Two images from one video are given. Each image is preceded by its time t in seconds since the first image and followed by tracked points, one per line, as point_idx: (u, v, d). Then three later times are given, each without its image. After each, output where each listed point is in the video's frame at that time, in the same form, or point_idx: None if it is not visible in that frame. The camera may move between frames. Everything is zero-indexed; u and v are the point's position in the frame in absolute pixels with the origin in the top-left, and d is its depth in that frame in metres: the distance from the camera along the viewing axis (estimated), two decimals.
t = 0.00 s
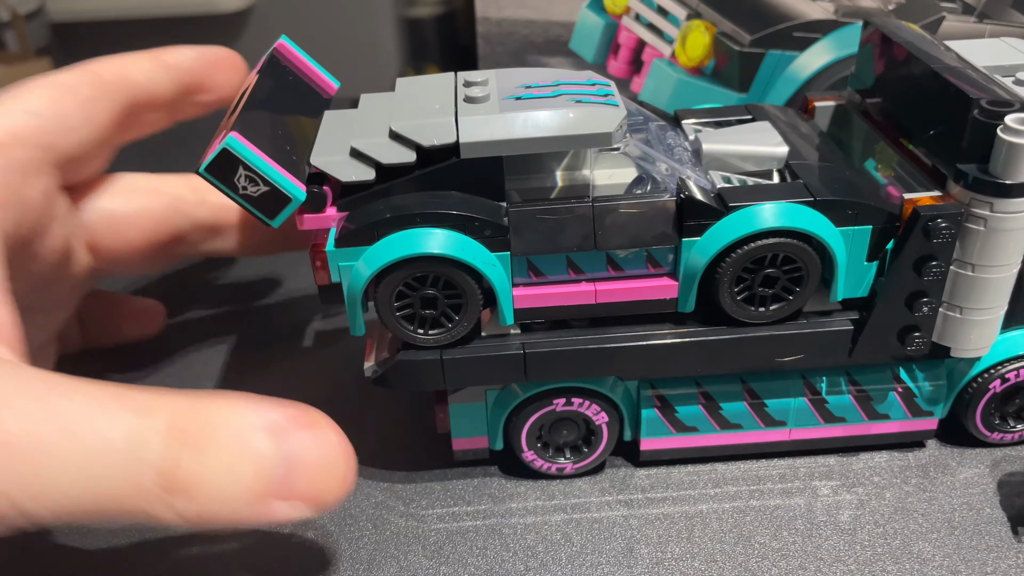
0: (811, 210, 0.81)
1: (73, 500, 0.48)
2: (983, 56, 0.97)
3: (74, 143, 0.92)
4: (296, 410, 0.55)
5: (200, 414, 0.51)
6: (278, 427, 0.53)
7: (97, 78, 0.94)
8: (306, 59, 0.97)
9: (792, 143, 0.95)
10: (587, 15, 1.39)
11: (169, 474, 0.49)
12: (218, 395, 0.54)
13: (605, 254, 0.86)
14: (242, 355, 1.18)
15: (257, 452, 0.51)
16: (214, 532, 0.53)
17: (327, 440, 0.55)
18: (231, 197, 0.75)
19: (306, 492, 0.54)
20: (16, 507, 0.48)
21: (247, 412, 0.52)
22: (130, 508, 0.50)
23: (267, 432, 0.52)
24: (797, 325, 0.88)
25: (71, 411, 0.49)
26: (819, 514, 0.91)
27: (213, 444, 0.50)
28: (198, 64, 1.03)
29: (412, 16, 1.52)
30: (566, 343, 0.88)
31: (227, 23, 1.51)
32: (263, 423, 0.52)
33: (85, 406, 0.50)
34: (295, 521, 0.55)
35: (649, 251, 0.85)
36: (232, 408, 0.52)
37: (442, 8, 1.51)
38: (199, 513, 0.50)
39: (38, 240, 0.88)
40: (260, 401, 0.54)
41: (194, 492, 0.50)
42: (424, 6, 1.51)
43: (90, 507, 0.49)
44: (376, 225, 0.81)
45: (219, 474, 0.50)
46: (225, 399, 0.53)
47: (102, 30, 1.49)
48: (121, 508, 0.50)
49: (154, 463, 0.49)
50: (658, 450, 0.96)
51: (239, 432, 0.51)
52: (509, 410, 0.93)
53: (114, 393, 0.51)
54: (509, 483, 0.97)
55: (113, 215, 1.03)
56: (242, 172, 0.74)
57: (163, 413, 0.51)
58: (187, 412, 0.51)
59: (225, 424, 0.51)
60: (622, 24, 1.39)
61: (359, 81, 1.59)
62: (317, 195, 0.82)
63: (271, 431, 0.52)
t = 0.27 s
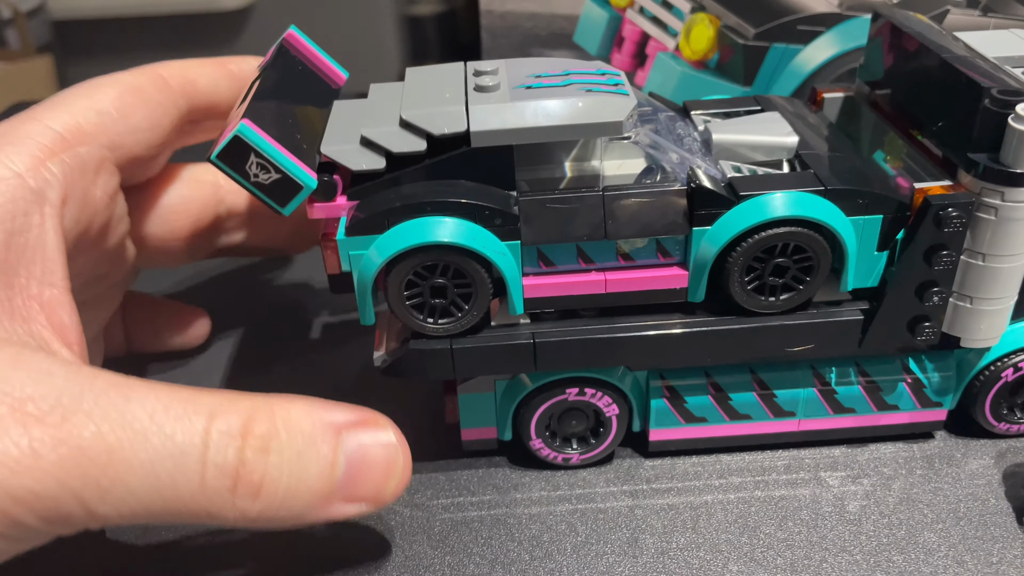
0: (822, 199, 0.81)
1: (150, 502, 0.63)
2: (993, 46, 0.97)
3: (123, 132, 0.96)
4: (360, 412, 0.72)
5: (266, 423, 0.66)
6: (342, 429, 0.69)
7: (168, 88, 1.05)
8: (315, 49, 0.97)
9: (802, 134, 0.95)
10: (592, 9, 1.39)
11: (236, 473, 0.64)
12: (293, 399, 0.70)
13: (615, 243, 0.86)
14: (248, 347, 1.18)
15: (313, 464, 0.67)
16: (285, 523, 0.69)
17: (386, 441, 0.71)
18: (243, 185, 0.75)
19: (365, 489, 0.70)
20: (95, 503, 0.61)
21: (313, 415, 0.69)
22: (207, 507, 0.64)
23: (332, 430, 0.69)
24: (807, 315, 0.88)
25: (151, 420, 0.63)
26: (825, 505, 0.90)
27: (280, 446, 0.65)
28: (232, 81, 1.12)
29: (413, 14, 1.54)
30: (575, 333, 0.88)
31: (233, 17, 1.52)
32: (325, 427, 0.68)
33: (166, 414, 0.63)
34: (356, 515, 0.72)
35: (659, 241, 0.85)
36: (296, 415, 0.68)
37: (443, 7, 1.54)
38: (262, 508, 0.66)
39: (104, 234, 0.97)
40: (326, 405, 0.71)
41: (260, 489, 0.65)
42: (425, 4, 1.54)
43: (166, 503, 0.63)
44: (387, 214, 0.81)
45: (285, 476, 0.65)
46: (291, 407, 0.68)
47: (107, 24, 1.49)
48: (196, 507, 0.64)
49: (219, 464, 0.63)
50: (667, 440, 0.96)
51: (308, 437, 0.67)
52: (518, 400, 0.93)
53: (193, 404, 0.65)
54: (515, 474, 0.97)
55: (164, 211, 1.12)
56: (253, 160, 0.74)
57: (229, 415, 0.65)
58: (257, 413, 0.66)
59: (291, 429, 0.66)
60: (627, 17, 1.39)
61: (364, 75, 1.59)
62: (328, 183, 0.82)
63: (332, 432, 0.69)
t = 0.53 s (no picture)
0: (819, 208, 0.81)
1: (131, 449, 0.61)
2: (992, 54, 0.97)
3: (77, 139, 0.89)
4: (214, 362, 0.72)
5: (195, 368, 0.66)
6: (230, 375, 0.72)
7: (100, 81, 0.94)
8: (309, 53, 0.96)
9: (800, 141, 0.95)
10: (590, 13, 1.39)
11: (208, 404, 0.66)
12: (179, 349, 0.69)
13: (613, 251, 0.86)
14: (245, 352, 1.18)
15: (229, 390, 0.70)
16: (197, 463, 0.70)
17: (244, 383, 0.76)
18: (239, 193, 0.75)
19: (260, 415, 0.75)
20: (73, 455, 0.58)
21: (211, 360, 0.69)
22: (167, 451, 0.63)
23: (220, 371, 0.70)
24: (805, 323, 0.87)
25: (114, 366, 0.61)
26: (823, 514, 0.90)
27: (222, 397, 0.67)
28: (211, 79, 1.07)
29: (415, 15, 1.53)
30: (573, 341, 0.88)
31: (233, 22, 1.52)
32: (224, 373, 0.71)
33: (126, 361, 0.62)
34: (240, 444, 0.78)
35: (657, 249, 0.85)
36: (201, 356, 0.69)
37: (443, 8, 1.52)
38: (202, 439, 0.65)
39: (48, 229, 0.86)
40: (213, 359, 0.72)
41: (221, 420, 0.67)
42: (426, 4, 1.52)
43: (155, 451, 0.62)
44: (384, 222, 0.81)
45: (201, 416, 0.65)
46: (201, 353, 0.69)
47: (104, 29, 1.49)
48: (167, 445, 0.63)
49: (191, 399, 0.65)
50: (665, 448, 0.96)
51: (216, 369, 0.69)
52: (516, 407, 0.93)
53: (145, 351, 0.64)
54: (512, 481, 0.97)
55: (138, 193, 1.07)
56: (249, 168, 0.74)
57: (181, 359, 0.66)
58: (173, 351, 0.66)
59: (209, 366, 0.68)
60: (625, 22, 1.38)
61: (362, 79, 1.59)
62: (325, 191, 0.82)
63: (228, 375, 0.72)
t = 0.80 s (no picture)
0: (828, 196, 0.81)
1: (219, 470, 0.60)
2: (1000, 43, 0.96)
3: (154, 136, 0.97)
4: (405, 363, 0.66)
5: (322, 383, 0.62)
6: (397, 381, 0.64)
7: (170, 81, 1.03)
8: (317, 45, 0.97)
9: (808, 131, 0.94)
10: (596, 4, 1.38)
11: (298, 433, 0.61)
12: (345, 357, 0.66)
13: (619, 240, 0.85)
14: (249, 343, 1.18)
15: (378, 416, 0.62)
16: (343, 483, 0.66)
17: (445, 390, 0.66)
18: (244, 179, 0.74)
19: (428, 438, 0.65)
20: (168, 473, 0.59)
21: (367, 371, 0.64)
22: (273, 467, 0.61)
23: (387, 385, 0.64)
24: (813, 313, 0.87)
25: (212, 388, 0.60)
26: (830, 505, 0.90)
27: (336, 402, 0.62)
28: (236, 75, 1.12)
29: (416, 11, 1.53)
30: (580, 330, 0.87)
31: (237, 16, 1.52)
32: (379, 381, 0.63)
33: (213, 388, 0.60)
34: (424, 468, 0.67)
35: (663, 237, 0.85)
36: (354, 372, 0.63)
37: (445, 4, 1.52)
38: (329, 466, 0.62)
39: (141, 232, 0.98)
40: (379, 359, 0.66)
41: (322, 443, 0.61)
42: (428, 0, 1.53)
43: (239, 471, 0.60)
44: (389, 209, 0.80)
45: (347, 430, 0.62)
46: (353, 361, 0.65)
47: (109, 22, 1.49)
48: (254, 468, 0.61)
49: (282, 426, 0.60)
50: (671, 439, 0.95)
51: (359, 398, 0.62)
52: (520, 397, 0.93)
53: (244, 373, 0.62)
54: (517, 472, 0.96)
55: (196, 206, 1.15)
56: (255, 154, 0.73)
57: (285, 381, 0.62)
58: (310, 376, 0.63)
59: (345, 388, 0.62)
60: (630, 14, 1.40)
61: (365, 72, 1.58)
62: (332, 179, 0.82)
63: (388, 385, 0.64)
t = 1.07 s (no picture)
0: (826, 200, 0.81)
1: (151, 428, 0.60)
2: (999, 47, 0.97)
3: (84, 119, 0.94)
4: (322, 339, 0.70)
5: (248, 348, 0.64)
6: (315, 353, 0.68)
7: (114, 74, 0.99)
8: (316, 44, 0.97)
9: (806, 135, 0.94)
10: (596, 6, 1.38)
11: (230, 393, 0.62)
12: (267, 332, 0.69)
13: (618, 243, 0.86)
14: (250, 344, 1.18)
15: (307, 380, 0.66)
16: (264, 453, 0.67)
17: (363, 359, 0.70)
18: (246, 183, 0.75)
19: (350, 406, 0.69)
20: (100, 433, 0.59)
21: (289, 341, 0.67)
22: (202, 428, 0.62)
23: (309, 355, 0.67)
24: (811, 316, 0.87)
25: (142, 346, 0.61)
26: (828, 507, 0.90)
27: (265, 366, 0.64)
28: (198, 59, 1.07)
29: (416, 12, 1.54)
30: (579, 333, 0.88)
31: (237, 17, 1.52)
32: (300, 350, 0.67)
33: (146, 347, 0.60)
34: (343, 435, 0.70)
35: (663, 242, 0.85)
36: (279, 342, 0.66)
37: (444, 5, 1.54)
38: (260, 428, 0.64)
39: (71, 213, 0.92)
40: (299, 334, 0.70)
41: (253, 408, 0.63)
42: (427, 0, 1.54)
43: (171, 430, 0.61)
44: (390, 213, 0.81)
45: (274, 391, 0.64)
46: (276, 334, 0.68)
47: (108, 25, 1.49)
48: (185, 428, 0.61)
49: (214, 385, 0.61)
50: (670, 441, 0.96)
51: (284, 362, 0.65)
52: (520, 400, 0.93)
53: (175, 335, 0.62)
54: (517, 474, 0.97)
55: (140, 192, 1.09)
56: (256, 158, 0.73)
57: (212, 346, 0.63)
58: (238, 342, 0.64)
59: (271, 353, 0.65)
60: (629, 16, 1.39)
61: (365, 74, 1.59)
62: (331, 182, 0.82)
63: (309, 355, 0.67)
